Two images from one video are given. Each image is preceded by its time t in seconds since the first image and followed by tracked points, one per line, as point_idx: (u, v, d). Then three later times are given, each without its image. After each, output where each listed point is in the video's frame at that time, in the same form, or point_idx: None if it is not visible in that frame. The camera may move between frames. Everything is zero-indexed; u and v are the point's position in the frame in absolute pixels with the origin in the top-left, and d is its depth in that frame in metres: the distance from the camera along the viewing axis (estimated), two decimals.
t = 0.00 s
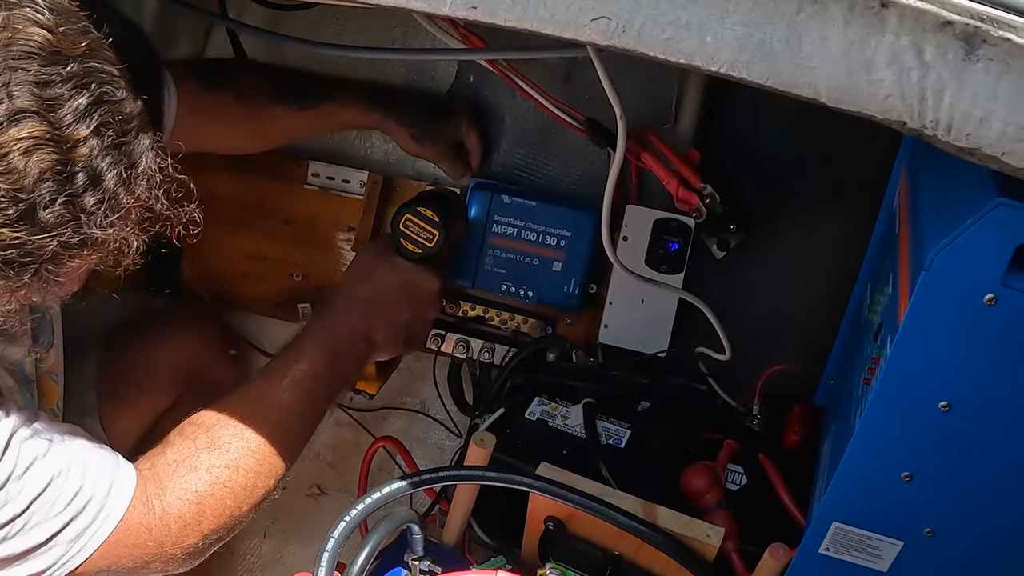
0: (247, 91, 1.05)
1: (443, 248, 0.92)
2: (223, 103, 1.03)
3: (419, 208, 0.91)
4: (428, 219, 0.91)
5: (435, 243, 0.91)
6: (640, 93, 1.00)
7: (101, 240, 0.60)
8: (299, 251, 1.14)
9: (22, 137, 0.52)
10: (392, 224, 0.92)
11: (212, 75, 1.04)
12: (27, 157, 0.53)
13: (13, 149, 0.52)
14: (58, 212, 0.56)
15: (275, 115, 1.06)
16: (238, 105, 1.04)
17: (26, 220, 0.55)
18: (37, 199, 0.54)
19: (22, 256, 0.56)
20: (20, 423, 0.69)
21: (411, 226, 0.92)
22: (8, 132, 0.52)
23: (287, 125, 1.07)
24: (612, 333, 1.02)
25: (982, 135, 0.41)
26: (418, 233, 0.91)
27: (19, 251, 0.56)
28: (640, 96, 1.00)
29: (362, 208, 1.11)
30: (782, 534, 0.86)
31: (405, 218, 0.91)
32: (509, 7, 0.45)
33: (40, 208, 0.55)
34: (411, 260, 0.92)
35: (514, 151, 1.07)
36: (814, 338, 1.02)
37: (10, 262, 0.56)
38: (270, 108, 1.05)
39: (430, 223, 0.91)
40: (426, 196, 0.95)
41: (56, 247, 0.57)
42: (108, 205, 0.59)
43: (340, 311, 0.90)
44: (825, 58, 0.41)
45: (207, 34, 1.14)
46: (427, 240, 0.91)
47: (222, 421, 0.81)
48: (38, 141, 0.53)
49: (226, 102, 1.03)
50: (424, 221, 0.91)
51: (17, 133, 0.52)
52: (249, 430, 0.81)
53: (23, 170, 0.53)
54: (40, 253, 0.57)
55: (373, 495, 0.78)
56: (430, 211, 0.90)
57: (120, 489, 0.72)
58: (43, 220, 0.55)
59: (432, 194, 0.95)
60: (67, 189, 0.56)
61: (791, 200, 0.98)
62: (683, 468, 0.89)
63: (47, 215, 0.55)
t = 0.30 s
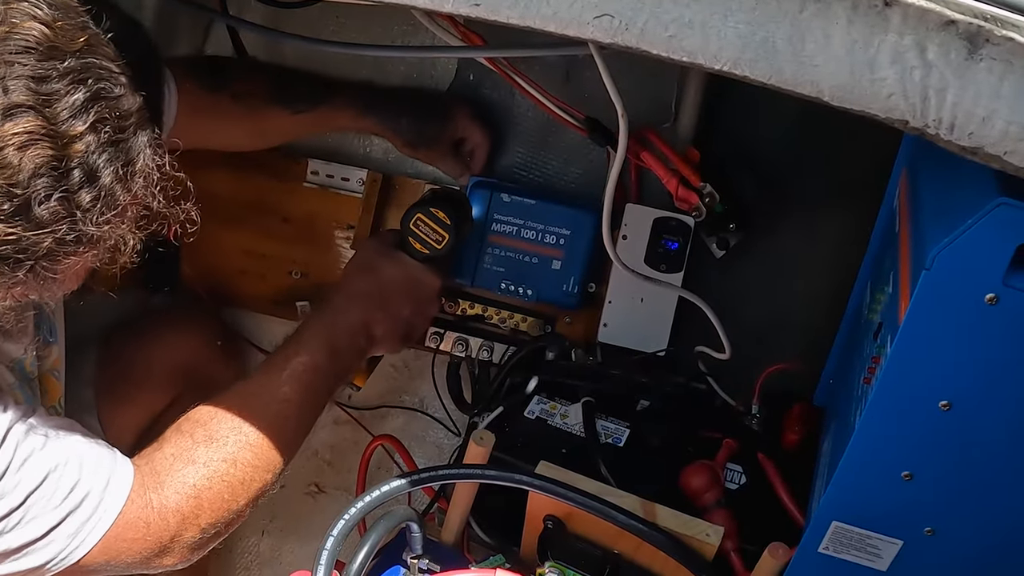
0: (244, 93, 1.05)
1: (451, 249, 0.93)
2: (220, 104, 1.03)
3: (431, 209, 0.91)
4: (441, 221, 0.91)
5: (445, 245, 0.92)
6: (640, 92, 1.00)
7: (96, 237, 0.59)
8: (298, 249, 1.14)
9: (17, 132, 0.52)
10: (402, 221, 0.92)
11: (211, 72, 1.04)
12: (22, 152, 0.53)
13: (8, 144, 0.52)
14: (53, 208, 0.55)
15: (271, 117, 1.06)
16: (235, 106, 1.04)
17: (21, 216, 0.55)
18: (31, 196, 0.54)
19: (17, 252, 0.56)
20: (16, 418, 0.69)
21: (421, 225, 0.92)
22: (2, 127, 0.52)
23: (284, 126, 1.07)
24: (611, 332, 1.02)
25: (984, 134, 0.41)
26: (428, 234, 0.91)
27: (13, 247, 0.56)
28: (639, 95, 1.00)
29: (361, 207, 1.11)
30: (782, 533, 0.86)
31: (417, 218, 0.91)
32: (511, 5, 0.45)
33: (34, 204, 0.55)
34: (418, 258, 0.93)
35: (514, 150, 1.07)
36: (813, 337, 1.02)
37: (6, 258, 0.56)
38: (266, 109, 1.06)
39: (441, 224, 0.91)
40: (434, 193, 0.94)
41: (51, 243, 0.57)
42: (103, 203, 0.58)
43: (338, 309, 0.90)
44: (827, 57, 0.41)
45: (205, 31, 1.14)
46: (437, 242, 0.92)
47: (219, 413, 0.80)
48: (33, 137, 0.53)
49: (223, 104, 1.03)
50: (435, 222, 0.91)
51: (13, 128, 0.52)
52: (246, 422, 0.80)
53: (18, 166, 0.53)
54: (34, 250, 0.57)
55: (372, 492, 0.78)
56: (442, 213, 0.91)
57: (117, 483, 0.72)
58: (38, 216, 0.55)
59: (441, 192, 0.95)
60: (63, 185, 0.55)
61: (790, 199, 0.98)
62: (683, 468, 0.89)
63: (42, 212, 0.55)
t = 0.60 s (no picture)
0: (237, 92, 1.05)
1: (447, 249, 0.93)
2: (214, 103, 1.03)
3: (428, 209, 0.90)
4: (436, 220, 0.91)
5: (441, 245, 0.92)
6: (638, 91, 1.00)
7: (95, 230, 0.59)
8: (295, 248, 1.14)
9: (17, 124, 0.52)
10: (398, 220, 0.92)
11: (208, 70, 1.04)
12: (22, 144, 0.52)
13: (8, 136, 0.52)
14: (53, 201, 0.55)
15: (264, 117, 1.06)
16: (229, 105, 1.04)
17: (21, 207, 0.54)
18: (31, 187, 0.54)
19: (17, 245, 0.56)
20: (15, 416, 0.68)
21: (417, 225, 0.92)
22: (2, 119, 0.52)
23: (279, 126, 1.07)
24: (608, 331, 1.02)
25: (983, 134, 0.41)
26: (425, 234, 0.91)
27: (13, 240, 0.55)
28: (637, 94, 1.00)
29: (359, 206, 1.10)
30: (779, 533, 0.86)
31: (413, 217, 0.91)
32: (510, 3, 0.45)
33: (34, 197, 0.54)
34: (414, 258, 0.93)
35: (512, 149, 1.07)
36: (811, 337, 1.02)
37: (4, 251, 0.56)
38: (260, 109, 1.06)
39: (437, 224, 0.91)
40: (429, 191, 0.94)
41: (50, 236, 0.57)
42: (103, 196, 0.58)
43: (335, 308, 0.90)
44: (826, 56, 0.41)
45: (203, 29, 1.13)
46: (433, 241, 0.92)
47: (215, 414, 0.80)
48: (33, 129, 0.53)
49: (215, 102, 1.03)
50: (431, 222, 0.91)
51: (12, 120, 0.52)
52: (242, 423, 0.80)
53: (18, 158, 0.52)
54: (33, 243, 0.56)
55: (369, 491, 0.78)
56: (438, 213, 0.90)
57: (114, 483, 0.72)
58: (37, 208, 0.55)
59: (436, 190, 0.94)
60: (62, 178, 0.55)
61: (788, 199, 0.98)
62: (680, 468, 0.89)
63: (42, 204, 0.55)
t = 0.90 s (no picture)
0: (233, 91, 1.04)
1: (443, 253, 0.91)
2: (211, 102, 1.03)
3: (424, 213, 0.89)
4: (433, 225, 0.89)
5: (437, 250, 0.90)
6: (637, 91, 0.99)
7: (92, 233, 0.59)
8: (293, 246, 1.13)
9: (12, 127, 0.52)
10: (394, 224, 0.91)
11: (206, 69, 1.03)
12: (18, 147, 0.52)
13: (4, 139, 0.52)
14: (48, 204, 0.55)
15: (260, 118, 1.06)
16: (225, 104, 1.04)
17: (17, 211, 0.54)
18: (27, 191, 0.54)
19: (12, 248, 0.56)
20: (12, 419, 0.68)
21: (413, 229, 0.90)
22: None
23: (276, 125, 1.06)
24: (607, 331, 1.02)
25: (984, 134, 0.41)
26: (421, 238, 0.90)
27: (9, 243, 0.55)
28: (635, 93, 1.00)
29: (357, 204, 1.10)
30: (777, 533, 0.86)
31: (409, 220, 0.90)
32: (511, 2, 0.45)
33: (30, 200, 0.54)
34: (411, 262, 0.92)
35: (510, 148, 1.07)
36: (809, 337, 1.02)
37: None
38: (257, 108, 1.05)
39: (434, 228, 0.89)
40: (426, 194, 0.93)
41: (46, 240, 0.57)
42: (100, 199, 0.58)
43: (333, 307, 0.90)
44: (827, 55, 0.41)
45: (201, 27, 1.13)
46: (429, 246, 0.90)
47: (211, 417, 0.80)
48: (29, 132, 0.53)
49: (211, 101, 1.03)
50: (427, 226, 0.89)
51: (9, 123, 0.52)
52: (238, 427, 0.80)
53: (13, 162, 0.52)
54: (29, 246, 0.56)
55: (367, 490, 0.77)
56: (433, 217, 0.89)
57: (110, 487, 0.72)
58: (34, 212, 0.55)
59: (433, 193, 0.93)
60: (59, 181, 0.55)
61: (787, 199, 0.98)
62: (678, 469, 0.89)
63: (38, 208, 0.55)
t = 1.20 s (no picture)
0: (233, 93, 1.05)
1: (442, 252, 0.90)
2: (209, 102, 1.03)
3: (422, 212, 0.88)
4: (431, 223, 0.88)
5: (435, 249, 0.89)
6: (637, 90, 1.00)
7: (93, 232, 0.59)
8: (292, 245, 1.13)
9: (13, 125, 0.52)
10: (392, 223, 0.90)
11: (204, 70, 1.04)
12: (19, 145, 0.52)
13: (5, 137, 0.52)
14: (49, 202, 0.55)
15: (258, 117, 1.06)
16: (223, 104, 1.04)
17: (18, 209, 0.54)
18: (28, 189, 0.54)
19: (12, 247, 0.56)
20: (12, 420, 0.69)
21: (411, 228, 0.89)
22: None
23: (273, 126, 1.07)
24: (605, 330, 1.02)
25: (984, 135, 0.41)
26: (419, 237, 0.89)
27: (10, 241, 0.55)
28: (634, 92, 1.00)
29: (356, 203, 1.10)
30: (774, 532, 0.86)
31: (407, 219, 0.89)
32: (512, 1, 0.45)
33: (31, 198, 0.54)
34: (408, 261, 0.90)
35: (509, 147, 1.07)
36: (807, 337, 1.02)
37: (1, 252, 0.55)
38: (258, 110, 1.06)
39: (432, 228, 0.88)
40: (424, 193, 0.92)
41: (47, 238, 0.57)
42: (100, 197, 0.58)
43: (332, 307, 0.90)
44: (828, 56, 0.41)
45: (201, 25, 1.13)
46: (427, 245, 0.89)
47: (208, 419, 0.80)
48: (30, 130, 0.52)
49: (213, 102, 1.04)
50: (426, 224, 0.88)
51: (10, 121, 0.52)
52: (235, 429, 0.80)
53: (14, 159, 0.52)
54: (30, 245, 0.56)
55: (365, 489, 0.77)
56: (432, 216, 0.88)
57: (109, 489, 0.72)
58: (34, 210, 0.55)
59: (430, 193, 0.92)
60: (60, 179, 0.55)
61: (785, 199, 0.98)
62: (676, 468, 0.89)
63: (39, 206, 0.55)
